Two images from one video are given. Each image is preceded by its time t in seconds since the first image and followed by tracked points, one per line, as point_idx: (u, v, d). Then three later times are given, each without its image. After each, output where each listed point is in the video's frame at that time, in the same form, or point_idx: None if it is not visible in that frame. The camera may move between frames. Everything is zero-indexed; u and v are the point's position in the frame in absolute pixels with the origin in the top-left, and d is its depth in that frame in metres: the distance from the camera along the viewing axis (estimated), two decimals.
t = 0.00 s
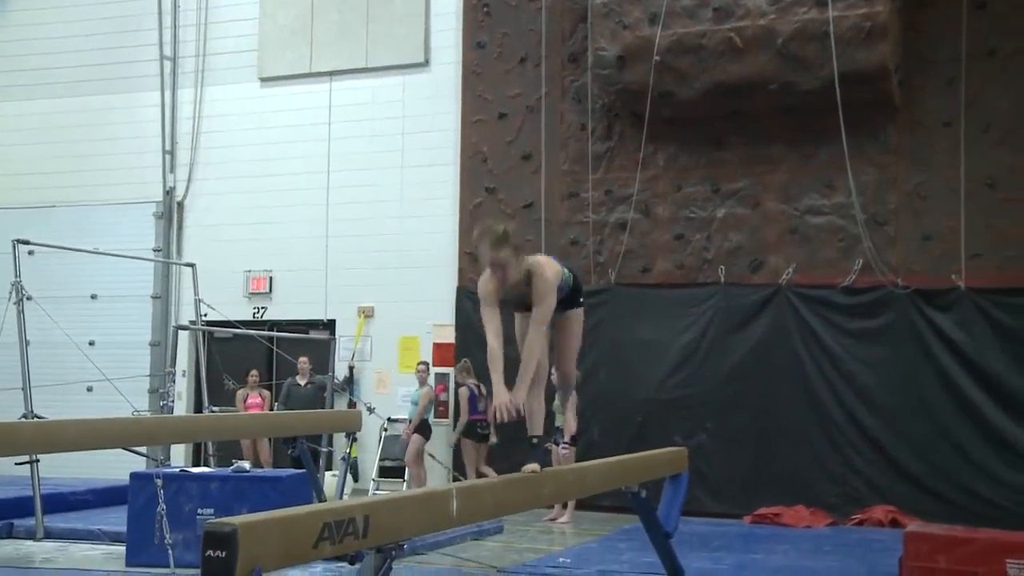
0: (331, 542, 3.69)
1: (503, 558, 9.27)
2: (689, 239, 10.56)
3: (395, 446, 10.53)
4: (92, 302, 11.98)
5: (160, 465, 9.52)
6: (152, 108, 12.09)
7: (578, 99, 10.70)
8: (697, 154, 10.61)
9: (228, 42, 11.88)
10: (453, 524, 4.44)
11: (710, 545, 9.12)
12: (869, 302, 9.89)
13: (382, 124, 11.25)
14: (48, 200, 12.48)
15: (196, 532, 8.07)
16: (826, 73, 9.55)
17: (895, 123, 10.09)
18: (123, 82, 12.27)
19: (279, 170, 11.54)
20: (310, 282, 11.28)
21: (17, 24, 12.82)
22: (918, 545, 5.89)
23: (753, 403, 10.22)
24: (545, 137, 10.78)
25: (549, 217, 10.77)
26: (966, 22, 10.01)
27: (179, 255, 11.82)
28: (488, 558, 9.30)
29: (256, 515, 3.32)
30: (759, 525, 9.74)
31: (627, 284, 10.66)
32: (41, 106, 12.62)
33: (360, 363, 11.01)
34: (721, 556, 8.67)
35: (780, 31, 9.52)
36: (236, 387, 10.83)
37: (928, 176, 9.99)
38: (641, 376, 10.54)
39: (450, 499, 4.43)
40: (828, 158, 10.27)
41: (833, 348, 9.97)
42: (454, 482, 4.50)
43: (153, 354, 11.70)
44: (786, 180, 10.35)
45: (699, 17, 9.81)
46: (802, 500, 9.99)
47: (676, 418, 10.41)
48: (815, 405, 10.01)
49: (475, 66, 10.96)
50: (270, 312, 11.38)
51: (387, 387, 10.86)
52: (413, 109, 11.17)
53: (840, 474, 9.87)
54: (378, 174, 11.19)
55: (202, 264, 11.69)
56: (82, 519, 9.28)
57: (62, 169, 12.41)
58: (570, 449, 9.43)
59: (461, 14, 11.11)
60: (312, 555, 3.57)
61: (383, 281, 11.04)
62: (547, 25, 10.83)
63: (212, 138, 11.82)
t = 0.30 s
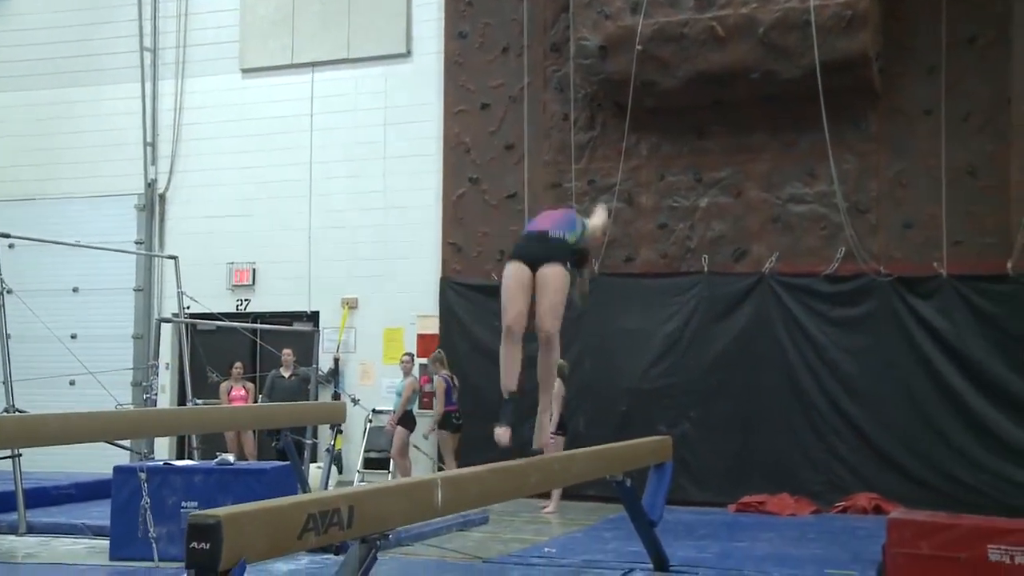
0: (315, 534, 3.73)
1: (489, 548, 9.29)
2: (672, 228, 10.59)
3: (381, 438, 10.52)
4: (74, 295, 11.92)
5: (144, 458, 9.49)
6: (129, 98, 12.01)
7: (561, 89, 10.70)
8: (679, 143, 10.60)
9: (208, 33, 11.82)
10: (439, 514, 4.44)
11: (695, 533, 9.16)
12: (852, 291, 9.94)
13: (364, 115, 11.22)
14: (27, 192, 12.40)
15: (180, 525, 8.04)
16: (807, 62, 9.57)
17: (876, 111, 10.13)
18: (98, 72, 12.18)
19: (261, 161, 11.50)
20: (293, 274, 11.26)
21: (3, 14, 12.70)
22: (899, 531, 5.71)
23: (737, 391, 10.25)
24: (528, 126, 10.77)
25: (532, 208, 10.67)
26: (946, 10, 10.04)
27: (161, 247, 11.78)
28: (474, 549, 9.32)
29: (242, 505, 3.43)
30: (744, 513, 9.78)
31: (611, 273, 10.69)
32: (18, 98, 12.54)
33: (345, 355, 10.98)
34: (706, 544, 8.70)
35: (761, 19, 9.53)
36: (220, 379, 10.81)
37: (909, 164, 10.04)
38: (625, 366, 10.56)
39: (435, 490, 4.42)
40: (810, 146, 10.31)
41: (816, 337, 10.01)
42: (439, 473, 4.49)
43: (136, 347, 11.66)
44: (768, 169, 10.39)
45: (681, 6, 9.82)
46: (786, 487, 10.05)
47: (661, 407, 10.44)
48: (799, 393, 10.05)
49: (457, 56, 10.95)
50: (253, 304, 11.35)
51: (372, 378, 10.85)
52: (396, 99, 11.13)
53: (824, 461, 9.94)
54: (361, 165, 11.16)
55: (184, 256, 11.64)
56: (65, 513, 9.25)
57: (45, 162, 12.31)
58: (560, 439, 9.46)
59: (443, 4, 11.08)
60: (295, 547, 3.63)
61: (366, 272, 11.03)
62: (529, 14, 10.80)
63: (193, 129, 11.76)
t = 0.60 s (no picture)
0: (292, 532, 3.88)
1: (471, 547, 9.17)
2: (657, 223, 10.50)
3: (361, 436, 10.36)
4: (46, 291, 11.71)
5: (119, 456, 9.32)
6: (99, 90, 11.81)
7: (544, 82, 10.52)
8: (664, 136, 10.54)
9: (184, 24, 11.62)
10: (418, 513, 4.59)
11: (678, 531, 9.06)
12: (836, 286, 9.89)
13: (343, 107, 11.05)
14: None
15: (156, 525, 7.87)
16: (792, 55, 9.48)
17: (861, 105, 10.06)
18: (67, 63, 11.97)
19: (239, 154, 11.31)
20: (271, 268, 11.08)
21: None
22: (883, 527, 5.82)
23: (721, 387, 10.17)
24: (509, 119, 10.55)
25: (514, 202, 10.42)
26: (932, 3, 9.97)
27: (136, 242, 11.57)
28: (456, 547, 9.20)
29: (216, 504, 3.57)
30: (728, 510, 9.71)
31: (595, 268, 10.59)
32: None
33: (325, 351, 10.82)
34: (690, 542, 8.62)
35: (746, 12, 9.44)
36: (197, 376, 10.62)
37: (894, 159, 9.97)
38: (609, 361, 10.47)
39: (415, 488, 4.59)
40: (795, 140, 10.22)
41: (800, 332, 9.94)
42: (418, 473, 4.66)
43: (111, 344, 11.47)
44: (753, 163, 10.30)
45: None
46: (770, 483, 10.00)
47: (645, 403, 10.35)
48: (783, 388, 9.99)
49: (439, 48, 10.79)
50: (231, 300, 11.17)
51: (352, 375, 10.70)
52: (376, 92, 10.97)
53: (809, 457, 9.89)
54: (340, 159, 11.00)
55: (160, 251, 11.44)
56: (37, 514, 9.06)
57: (16, 155, 12.07)
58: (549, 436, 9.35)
59: None
60: (271, 546, 3.77)
61: (346, 267, 10.87)
62: (511, 6, 10.66)
63: (169, 122, 11.56)
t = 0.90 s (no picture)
0: (271, 524, 3.70)
1: (453, 538, 9.00)
2: (641, 208, 10.22)
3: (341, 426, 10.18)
4: (17, 279, 11.46)
5: (92, 448, 9.11)
6: (69, 72, 11.54)
7: (526, 64, 10.34)
8: (649, 119, 10.28)
9: (157, 5, 11.36)
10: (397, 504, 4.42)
11: (664, 521, 8.89)
12: (824, 271, 9.72)
13: (321, 91, 10.82)
14: None
15: (131, 517, 7.66)
16: (778, 36, 9.29)
17: (849, 87, 9.87)
18: (36, 44, 11.69)
19: (214, 139, 11.08)
20: (248, 256, 10.87)
21: None
22: (873, 516, 6.12)
23: (707, 374, 10.01)
24: (491, 103, 10.41)
25: (496, 185, 10.38)
26: None
27: (109, 229, 11.33)
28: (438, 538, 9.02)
29: (185, 496, 3.35)
30: (715, 499, 9.55)
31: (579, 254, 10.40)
32: None
33: (303, 340, 10.62)
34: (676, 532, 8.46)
35: None
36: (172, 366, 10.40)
37: (883, 141, 9.79)
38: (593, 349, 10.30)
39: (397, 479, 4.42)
40: (782, 123, 10.03)
41: (787, 318, 9.77)
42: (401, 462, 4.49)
43: (83, 333, 11.24)
44: (740, 146, 10.11)
45: None
46: (757, 471, 9.85)
47: (630, 391, 10.19)
48: (770, 375, 9.83)
49: (418, 29, 10.57)
50: (207, 288, 10.94)
51: (331, 363, 10.51)
52: (354, 75, 10.74)
53: (796, 445, 9.75)
54: (318, 143, 10.78)
55: (134, 238, 11.21)
56: (7, 507, 8.85)
57: None
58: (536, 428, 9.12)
59: None
60: (248, 538, 3.59)
61: (325, 254, 10.67)
62: None
63: (142, 106, 11.31)
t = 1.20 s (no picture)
0: (246, 520, 3.60)
1: (437, 534, 8.71)
2: (630, 194, 10.02)
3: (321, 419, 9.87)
4: None
5: (61, 441, 8.77)
6: (37, 50, 11.13)
7: (512, 45, 10.02)
8: (639, 102, 10.00)
9: None
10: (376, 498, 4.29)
11: (654, 516, 8.62)
12: (818, 260, 9.47)
13: (299, 72, 10.46)
14: None
15: (102, 514, 7.32)
16: (772, 17, 9.03)
17: (845, 70, 9.58)
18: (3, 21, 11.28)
19: (188, 121, 10.71)
20: (224, 242, 10.52)
21: None
22: (868, 510, 5.86)
23: (698, 365, 9.74)
24: (476, 85, 10.08)
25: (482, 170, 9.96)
26: None
27: (79, 214, 10.95)
28: (421, 534, 8.72)
29: (158, 490, 3.28)
30: (706, 494, 9.29)
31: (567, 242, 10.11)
32: None
33: (281, 330, 10.29)
34: (667, 527, 8.19)
35: None
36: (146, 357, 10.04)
37: (879, 126, 9.52)
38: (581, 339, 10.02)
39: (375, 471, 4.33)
40: (775, 106, 9.74)
41: (780, 308, 9.53)
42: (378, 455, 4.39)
43: (52, 322, 10.86)
44: (732, 131, 9.83)
45: None
46: (750, 465, 9.60)
47: (620, 382, 9.92)
48: (762, 366, 9.58)
49: (401, 9, 10.22)
50: (182, 276, 10.59)
51: (311, 354, 10.18)
52: (334, 55, 10.38)
53: (789, 437, 9.50)
54: (296, 127, 10.43)
55: (106, 224, 10.84)
56: None
57: None
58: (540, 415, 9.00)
59: None
60: (225, 535, 3.49)
61: (304, 240, 10.33)
62: None
63: (113, 86, 10.94)
